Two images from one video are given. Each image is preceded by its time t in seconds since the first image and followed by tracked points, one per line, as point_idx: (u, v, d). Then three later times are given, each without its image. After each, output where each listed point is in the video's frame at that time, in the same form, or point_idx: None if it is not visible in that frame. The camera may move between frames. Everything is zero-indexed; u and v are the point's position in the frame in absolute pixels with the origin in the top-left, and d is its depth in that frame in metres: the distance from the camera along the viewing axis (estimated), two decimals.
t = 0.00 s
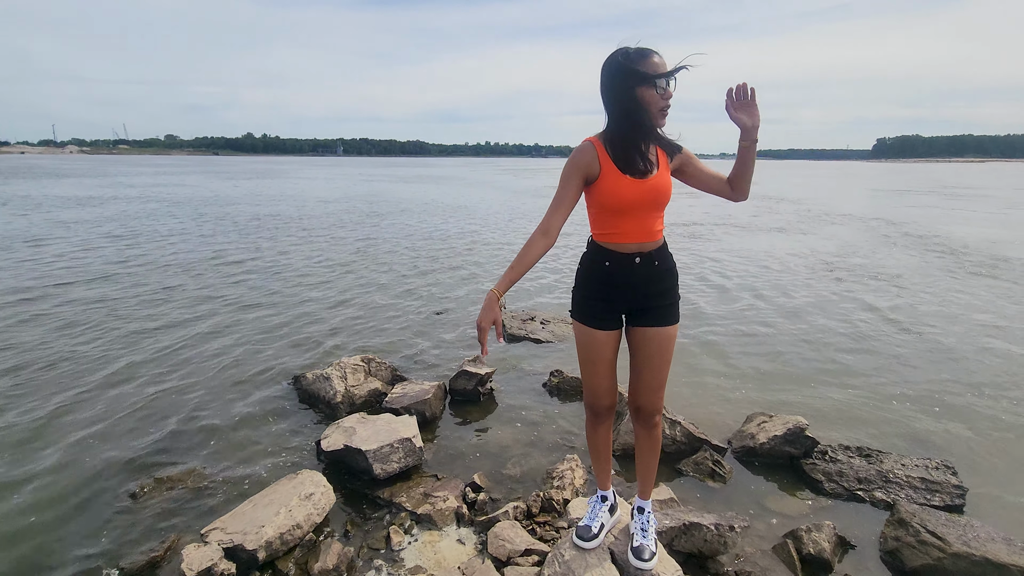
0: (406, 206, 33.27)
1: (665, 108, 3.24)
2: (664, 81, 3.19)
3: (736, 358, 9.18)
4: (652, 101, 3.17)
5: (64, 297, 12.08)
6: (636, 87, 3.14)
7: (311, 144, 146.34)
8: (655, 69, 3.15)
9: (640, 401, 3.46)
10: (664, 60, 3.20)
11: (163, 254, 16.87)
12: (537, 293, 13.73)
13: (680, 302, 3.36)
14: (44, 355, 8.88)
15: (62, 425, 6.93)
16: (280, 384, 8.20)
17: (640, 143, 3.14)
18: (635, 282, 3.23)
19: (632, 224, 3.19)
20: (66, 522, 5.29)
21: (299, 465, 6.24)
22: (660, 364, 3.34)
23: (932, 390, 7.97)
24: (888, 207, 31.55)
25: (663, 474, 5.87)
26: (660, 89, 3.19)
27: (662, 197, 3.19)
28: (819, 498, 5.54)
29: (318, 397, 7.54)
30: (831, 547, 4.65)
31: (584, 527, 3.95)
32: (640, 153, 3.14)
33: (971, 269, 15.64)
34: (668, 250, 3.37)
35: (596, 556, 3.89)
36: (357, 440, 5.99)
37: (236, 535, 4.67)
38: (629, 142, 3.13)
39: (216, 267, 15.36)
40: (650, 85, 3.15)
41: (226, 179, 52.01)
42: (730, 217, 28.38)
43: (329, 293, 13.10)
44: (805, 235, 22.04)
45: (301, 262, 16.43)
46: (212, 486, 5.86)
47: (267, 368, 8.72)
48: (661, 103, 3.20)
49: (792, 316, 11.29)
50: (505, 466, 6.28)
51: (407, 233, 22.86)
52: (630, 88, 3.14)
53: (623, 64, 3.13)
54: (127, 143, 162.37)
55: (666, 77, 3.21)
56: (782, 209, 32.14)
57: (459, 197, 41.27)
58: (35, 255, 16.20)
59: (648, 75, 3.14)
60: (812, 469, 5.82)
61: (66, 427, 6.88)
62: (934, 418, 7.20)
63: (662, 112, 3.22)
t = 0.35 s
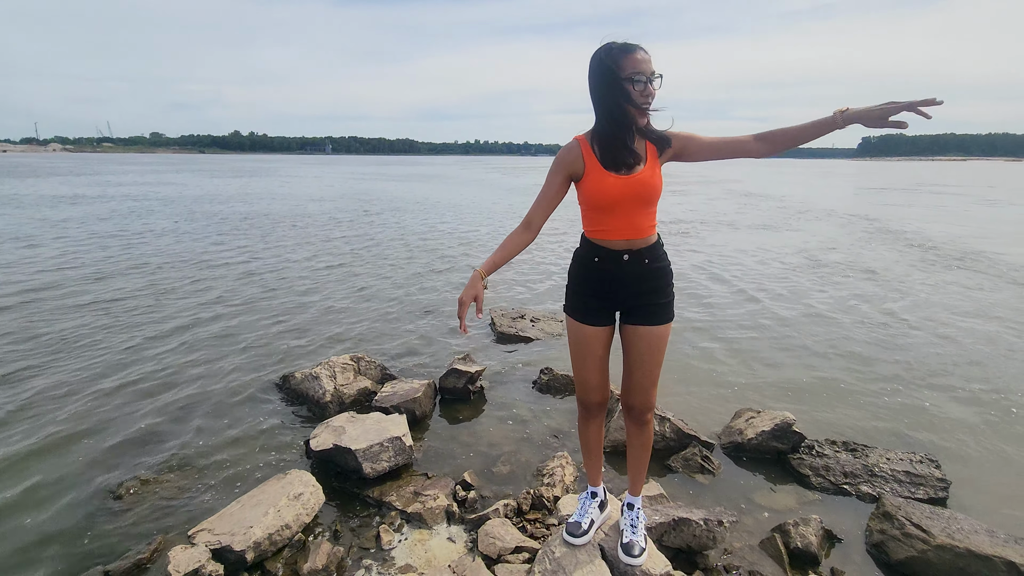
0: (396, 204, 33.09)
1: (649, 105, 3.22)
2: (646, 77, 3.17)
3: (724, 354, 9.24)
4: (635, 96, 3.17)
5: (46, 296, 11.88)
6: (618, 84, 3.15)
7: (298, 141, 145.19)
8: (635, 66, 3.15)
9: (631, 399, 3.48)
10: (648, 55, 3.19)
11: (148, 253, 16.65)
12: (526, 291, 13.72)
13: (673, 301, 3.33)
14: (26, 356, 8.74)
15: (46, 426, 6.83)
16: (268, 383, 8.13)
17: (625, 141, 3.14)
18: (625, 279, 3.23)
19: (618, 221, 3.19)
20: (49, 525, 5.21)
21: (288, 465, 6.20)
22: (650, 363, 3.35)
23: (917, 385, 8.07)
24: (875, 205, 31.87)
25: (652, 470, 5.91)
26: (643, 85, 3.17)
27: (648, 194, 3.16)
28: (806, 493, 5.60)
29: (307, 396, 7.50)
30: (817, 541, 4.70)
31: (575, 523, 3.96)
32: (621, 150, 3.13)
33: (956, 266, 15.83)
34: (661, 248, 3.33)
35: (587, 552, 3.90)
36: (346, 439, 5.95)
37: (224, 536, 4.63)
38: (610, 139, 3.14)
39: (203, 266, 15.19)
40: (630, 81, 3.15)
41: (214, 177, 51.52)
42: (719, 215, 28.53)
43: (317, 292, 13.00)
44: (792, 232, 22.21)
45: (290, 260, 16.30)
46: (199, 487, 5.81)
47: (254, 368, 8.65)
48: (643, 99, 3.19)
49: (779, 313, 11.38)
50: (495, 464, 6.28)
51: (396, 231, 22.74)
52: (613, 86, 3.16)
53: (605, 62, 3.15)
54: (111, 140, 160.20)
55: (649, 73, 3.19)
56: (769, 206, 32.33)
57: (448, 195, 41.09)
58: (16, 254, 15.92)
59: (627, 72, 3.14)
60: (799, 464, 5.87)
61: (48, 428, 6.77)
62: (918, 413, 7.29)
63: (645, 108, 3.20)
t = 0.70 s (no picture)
0: (386, 203, 32.97)
1: (634, 103, 3.22)
2: (629, 75, 3.18)
3: (713, 352, 9.30)
4: (620, 94, 3.18)
5: (31, 298, 11.73)
6: (602, 82, 3.17)
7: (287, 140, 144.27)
8: (617, 64, 3.16)
9: (622, 397, 3.49)
10: (631, 54, 3.21)
11: (134, 253, 16.48)
12: (517, 290, 13.72)
13: (664, 301, 3.34)
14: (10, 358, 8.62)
15: (31, 429, 6.75)
16: (256, 385, 8.08)
17: (611, 141, 3.15)
18: (616, 279, 3.24)
19: (607, 222, 3.20)
20: (34, 530, 5.14)
21: (277, 467, 6.16)
22: (641, 362, 3.36)
23: (902, 381, 8.17)
24: (862, 203, 32.18)
25: (642, 468, 5.94)
26: (626, 83, 3.17)
27: (635, 193, 3.16)
28: (793, 489, 5.65)
29: (296, 398, 7.45)
30: (805, 537, 4.74)
31: (565, 522, 3.97)
32: (608, 150, 3.14)
33: (942, 263, 16.02)
34: (652, 248, 3.34)
35: (577, 551, 3.91)
36: (336, 440, 5.93)
37: (212, 539, 4.59)
38: (595, 139, 3.15)
39: (190, 266, 15.05)
40: (613, 80, 3.16)
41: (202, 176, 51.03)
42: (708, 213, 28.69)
43: (307, 292, 12.93)
44: (780, 230, 22.38)
45: (280, 260, 16.21)
46: (187, 490, 5.76)
47: (244, 369, 8.59)
48: (627, 97, 3.19)
49: (767, 310, 11.47)
50: (486, 464, 6.28)
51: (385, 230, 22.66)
52: (597, 86, 3.18)
53: (589, 62, 3.17)
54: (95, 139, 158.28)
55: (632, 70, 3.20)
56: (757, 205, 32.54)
57: (438, 195, 40.99)
58: None
59: (610, 71, 3.15)
60: (787, 461, 5.93)
61: (33, 432, 6.69)
62: (903, 409, 7.38)
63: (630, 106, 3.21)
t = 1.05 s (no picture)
0: (372, 203, 32.80)
1: (614, 99, 3.24)
2: (609, 70, 3.19)
3: (699, 349, 9.38)
4: (599, 90, 3.19)
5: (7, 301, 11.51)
6: (582, 80, 3.18)
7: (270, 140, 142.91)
8: (597, 60, 3.16)
9: (605, 395, 3.51)
10: (609, 51, 3.22)
11: (115, 254, 16.22)
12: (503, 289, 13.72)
13: (646, 298, 3.37)
14: None
15: (9, 434, 6.62)
16: (241, 387, 8.00)
17: (593, 139, 3.16)
18: (600, 277, 3.25)
19: (591, 221, 3.21)
20: (12, 538, 5.04)
21: (262, 469, 6.10)
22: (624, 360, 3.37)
23: (882, 376, 8.30)
24: (845, 200, 32.66)
25: (628, 466, 5.97)
26: (606, 79, 3.18)
27: (619, 191, 3.18)
28: (776, 483, 5.72)
29: (281, 400, 7.39)
30: (787, 530, 4.80)
31: (551, 521, 3.98)
32: (590, 148, 3.15)
33: (921, 259, 16.30)
34: (634, 245, 3.36)
35: (563, 549, 3.92)
36: (321, 442, 5.88)
37: (195, 544, 4.54)
38: (578, 137, 3.16)
39: (173, 267, 14.85)
40: (593, 76, 3.17)
41: (188, 176, 50.59)
42: (693, 211, 28.92)
43: (291, 292, 12.82)
44: (764, 227, 22.60)
45: (266, 261, 16.09)
46: (169, 494, 5.68)
47: (227, 371, 8.49)
48: (608, 93, 3.20)
49: (751, 307, 11.59)
50: (472, 463, 6.27)
51: (371, 230, 22.54)
52: (577, 84, 3.19)
53: (568, 60, 3.19)
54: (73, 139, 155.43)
55: (611, 66, 3.21)
56: (741, 203, 32.85)
57: (424, 193, 40.87)
58: None
59: (589, 67, 3.16)
60: (770, 456, 6.00)
61: (10, 438, 6.55)
62: (883, 403, 7.50)
63: (610, 102, 3.22)
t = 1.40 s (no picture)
0: (333, 203, 32.20)
1: (560, 98, 3.27)
2: (553, 70, 3.21)
3: (659, 344, 9.54)
4: (544, 91, 3.22)
5: None
6: (526, 82, 3.21)
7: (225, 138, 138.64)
8: (541, 60, 3.19)
9: (561, 392, 3.55)
10: (553, 51, 3.25)
11: (59, 258, 15.50)
12: (467, 289, 13.67)
13: (598, 295, 3.42)
14: None
15: None
16: (195, 394, 7.75)
17: (537, 140, 3.19)
18: (549, 276, 3.29)
19: (540, 221, 3.24)
20: None
21: (218, 479, 5.94)
22: (577, 356, 3.42)
23: (832, 365, 8.62)
24: (798, 197, 33.77)
25: (589, 461, 6.05)
26: (551, 78, 3.21)
27: (566, 191, 3.21)
28: (731, 473, 5.89)
29: (238, 406, 7.19)
30: (741, 518, 4.95)
31: (511, 519, 4.00)
32: (537, 148, 3.18)
33: (869, 251, 16.96)
34: (585, 243, 3.40)
35: (523, 546, 3.94)
36: (279, 448, 5.76)
37: (145, 559, 4.38)
38: (524, 138, 3.18)
39: (122, 271, 14.29)
40: (538, 75, 3.19)
41: (143, 177, 48.93)
42: (653, 208, 29.37)
43: (249, 295, 12.50)
44: (722, 224, 23.13)
45: (225, 262, 15.68)
46: (118, 508, 5.46)
47: (181, 378, 8.22)
48: (553, 92, 3.23)
49: (709, 301, 11.86)
50: (435, 464, 6.24)
51: (332, 231, 22.14)
52: (521, 86, 3.21)
53: (512, 62, 3.22)
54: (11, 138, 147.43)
55: (556, 65, 3.24)
56: (699, 200, 33.55)
57: (386, 192, 40.38)
58: None
59: (534, 67, 3.18)
60: (725, 446, 6.17)
61: None
62: (832, 391, 7.80)
63: (556, 101, 3.25)
